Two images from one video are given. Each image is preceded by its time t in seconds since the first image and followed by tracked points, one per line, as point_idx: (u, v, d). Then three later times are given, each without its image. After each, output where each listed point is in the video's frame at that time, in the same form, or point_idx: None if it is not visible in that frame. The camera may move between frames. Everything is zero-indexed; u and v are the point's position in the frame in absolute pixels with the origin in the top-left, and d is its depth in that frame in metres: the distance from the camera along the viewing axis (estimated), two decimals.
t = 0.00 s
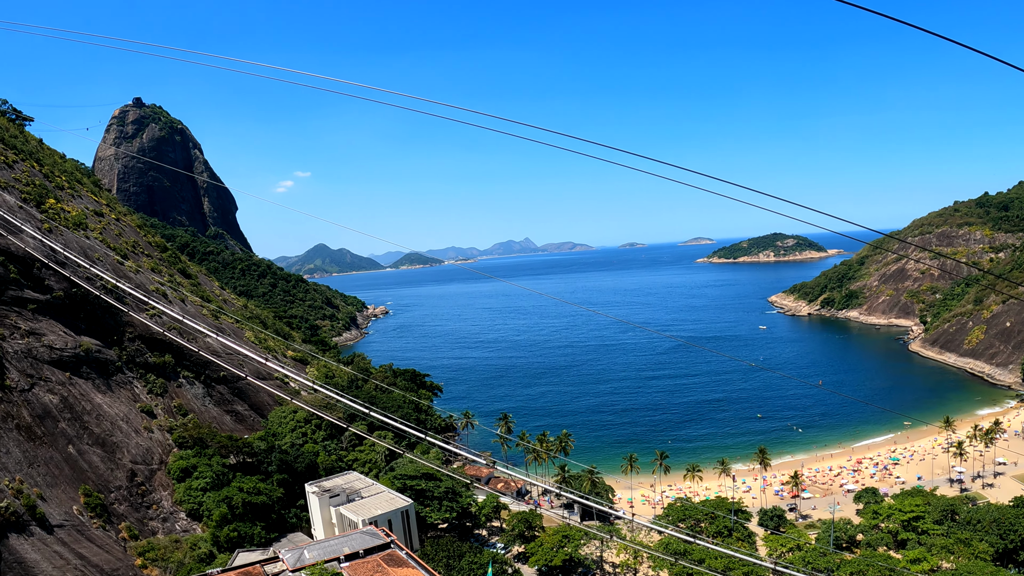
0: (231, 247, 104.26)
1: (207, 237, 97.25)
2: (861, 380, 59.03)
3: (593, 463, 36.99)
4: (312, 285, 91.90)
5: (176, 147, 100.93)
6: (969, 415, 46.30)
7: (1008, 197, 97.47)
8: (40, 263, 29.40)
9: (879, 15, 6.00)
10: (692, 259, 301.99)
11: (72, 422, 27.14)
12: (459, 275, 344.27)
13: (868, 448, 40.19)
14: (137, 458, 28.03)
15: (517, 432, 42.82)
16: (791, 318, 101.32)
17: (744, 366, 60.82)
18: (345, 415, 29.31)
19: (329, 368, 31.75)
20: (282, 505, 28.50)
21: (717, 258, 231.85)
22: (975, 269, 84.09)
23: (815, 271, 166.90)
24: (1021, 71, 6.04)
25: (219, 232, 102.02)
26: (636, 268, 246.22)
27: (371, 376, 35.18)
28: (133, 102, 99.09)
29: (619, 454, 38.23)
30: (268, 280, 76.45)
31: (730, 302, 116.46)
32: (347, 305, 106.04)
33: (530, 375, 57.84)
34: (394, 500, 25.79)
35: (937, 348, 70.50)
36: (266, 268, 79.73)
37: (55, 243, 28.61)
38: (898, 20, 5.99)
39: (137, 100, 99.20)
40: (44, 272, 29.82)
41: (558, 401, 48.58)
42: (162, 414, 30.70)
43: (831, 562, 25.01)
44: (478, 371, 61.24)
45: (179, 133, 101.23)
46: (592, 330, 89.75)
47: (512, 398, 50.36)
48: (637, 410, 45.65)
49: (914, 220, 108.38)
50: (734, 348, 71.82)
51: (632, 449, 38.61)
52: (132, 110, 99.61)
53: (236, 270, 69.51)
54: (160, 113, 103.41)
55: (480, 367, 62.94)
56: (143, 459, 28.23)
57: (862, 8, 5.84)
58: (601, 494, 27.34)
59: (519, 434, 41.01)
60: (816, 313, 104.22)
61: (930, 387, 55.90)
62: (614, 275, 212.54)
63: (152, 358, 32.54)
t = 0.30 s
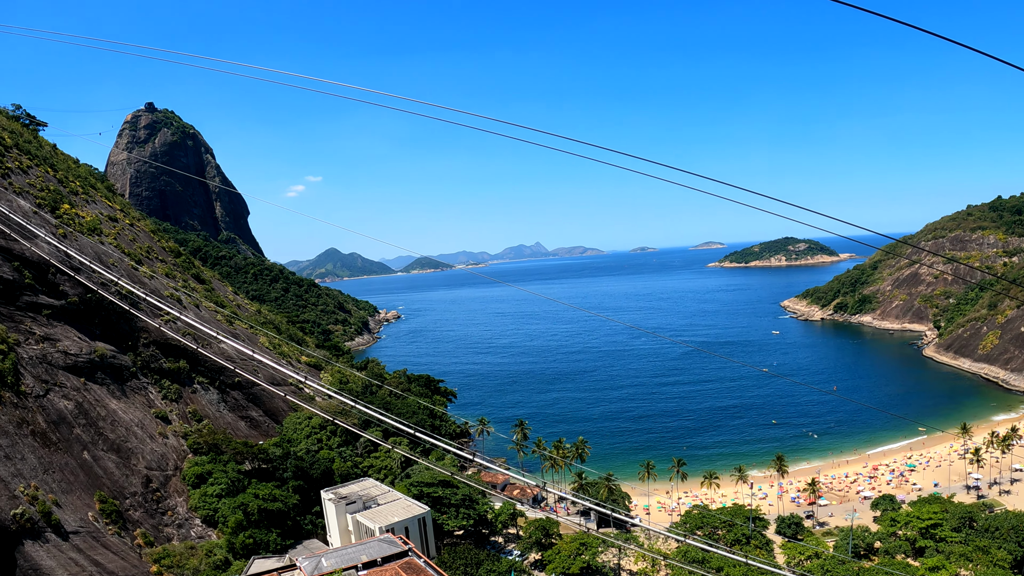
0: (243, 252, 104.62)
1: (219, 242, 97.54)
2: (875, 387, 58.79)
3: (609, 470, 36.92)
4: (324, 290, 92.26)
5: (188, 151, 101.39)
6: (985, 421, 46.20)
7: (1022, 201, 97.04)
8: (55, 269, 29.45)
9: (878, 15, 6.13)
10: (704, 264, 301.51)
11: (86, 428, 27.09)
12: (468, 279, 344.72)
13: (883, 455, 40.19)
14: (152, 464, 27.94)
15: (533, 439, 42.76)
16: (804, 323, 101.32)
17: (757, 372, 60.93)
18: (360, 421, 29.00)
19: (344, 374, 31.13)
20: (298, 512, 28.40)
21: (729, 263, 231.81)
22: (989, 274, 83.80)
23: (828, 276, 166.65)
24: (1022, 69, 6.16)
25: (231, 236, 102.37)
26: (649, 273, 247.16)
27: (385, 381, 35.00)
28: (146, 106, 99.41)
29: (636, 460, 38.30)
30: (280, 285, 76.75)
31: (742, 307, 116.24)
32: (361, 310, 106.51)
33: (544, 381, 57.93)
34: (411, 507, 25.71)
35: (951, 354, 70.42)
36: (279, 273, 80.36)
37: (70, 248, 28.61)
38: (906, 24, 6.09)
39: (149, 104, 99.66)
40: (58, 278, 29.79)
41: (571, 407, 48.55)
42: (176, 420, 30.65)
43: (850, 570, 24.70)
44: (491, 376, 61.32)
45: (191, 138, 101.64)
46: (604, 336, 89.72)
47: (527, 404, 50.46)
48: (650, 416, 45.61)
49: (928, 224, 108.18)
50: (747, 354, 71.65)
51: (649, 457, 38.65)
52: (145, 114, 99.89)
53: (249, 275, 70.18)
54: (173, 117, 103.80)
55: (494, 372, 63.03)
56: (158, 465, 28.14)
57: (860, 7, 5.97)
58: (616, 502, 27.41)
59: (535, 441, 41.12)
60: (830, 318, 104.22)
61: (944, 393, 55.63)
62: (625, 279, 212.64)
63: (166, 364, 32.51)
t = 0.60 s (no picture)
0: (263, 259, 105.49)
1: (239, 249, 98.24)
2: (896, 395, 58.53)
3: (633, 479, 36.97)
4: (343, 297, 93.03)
5: (207, 159, 102.21)
6: (1008, 429, 45.95)
7: None
8: (76, 276, 29.57)
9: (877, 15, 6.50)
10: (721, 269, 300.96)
11: (108, 436, 27.05)
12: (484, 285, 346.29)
13: (906, 463, 40.05)
14: (173, 472, 27.89)
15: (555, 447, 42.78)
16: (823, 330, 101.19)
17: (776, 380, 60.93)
18: (381, 430, 28.75)
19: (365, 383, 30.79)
20: (319, 520, 28.35)
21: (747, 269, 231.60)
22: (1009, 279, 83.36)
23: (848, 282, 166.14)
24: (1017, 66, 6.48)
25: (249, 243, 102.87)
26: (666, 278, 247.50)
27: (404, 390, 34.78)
28: (166, 114, 100.28)
29: (660, 469, 38.39)
30: (301, 291, 77.23)
31: (760, 314, 116.03)
32: (380, 317, 107.17)
33: (564, 389, 57.98)
34: (434, 517, 25.59)
35: (972, 360, 70.10)
36: (298, 281, 79.86)
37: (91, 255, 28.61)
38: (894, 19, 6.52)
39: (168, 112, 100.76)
40: (79, 285, 29.88)
41: (592, 416, 48.55)
42: (197, 428, 30.65)
43: None
44: (511, 385, 61.19)
45: (210, 145, 102.45)
46: (621, 343, 89.79)
47: (549, 412, 50.53)
48: (670, 425, 45.65)
49: (948, 230, 107.92)
50: (766, 363, 71.41)
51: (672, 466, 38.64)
52: (164, 122, 100.81)
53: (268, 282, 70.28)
54: (191, 125, 104.74)
55: (514, 379, 63.33)
56: (179, 473, 28.09)
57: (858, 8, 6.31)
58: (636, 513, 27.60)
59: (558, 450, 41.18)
60: (849, 324, 104.12)
61: (968, 401, 55.17)
62: (641, 285, 213.08)
63: (188, 372, 32.57)
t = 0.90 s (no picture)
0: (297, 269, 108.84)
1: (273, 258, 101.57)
2: (935, 405, 58.25)
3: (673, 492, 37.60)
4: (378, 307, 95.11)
5: (242, 170, 106.61)
6: None
7: None
8: (115, 288, 30.00)
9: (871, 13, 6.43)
10: (752, 277, 298.15)
11: (147, 446, 27.20)
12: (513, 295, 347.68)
13: (946, 475, 40.10)
14: (211, 482, 27.94)
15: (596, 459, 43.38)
16: (860, 339, 100.79)
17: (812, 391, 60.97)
18: (419, 441, 28.97)
19: (401, 394, 30.82)
20: (357, 532, 28.26)
21: (781, 277, 230.63)
22: None
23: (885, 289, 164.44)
24: None
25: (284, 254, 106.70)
26: (699, 287, 246.82)
27: (440, 401, 35.05)
28: (200, 127, 105.25)
29: (704, 481, 39.04)
30: (337, 301, 78.76)
31: (794, 323, 115.51)
32: (414, 327, 109.47)
33: (601, 399, 58.91)
34: (473, 529, 25.39)
35: (1013, 368, 69.14)
36: (332, 290, 81.22)
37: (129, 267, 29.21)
38: (896, 19, 6.44)
39: (203, 125, 105.52)
40: (118, 296, 30.37)
41: (629, 428, 49.16)
42: (235, 438, 30.71)
43: None
44: (545, 396, 61.81)
45: (243, 157, 106.73)
46: (654, 354, 90.13)
47: (589, 424, 51.24)
48: (707, 438, 46.17)
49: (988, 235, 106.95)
50: (800, 372, 71.13)
51: (713, 479, 39.14)
52: (199, 134, 105.80)
53: (303, 291, 71.51)
54: (226, 137, 109.52)
55: (549, 390, 64.33)
56: (217, 483, 28.12)
57: (852, 7, 6.24)
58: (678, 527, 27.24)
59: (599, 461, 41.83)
60: (887, 333, 103.54)
61: (1010, 412, 54.78)
62: (673, 294, 212.96)
63: (226, 383, 32.71)
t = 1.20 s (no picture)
0: (332, 274, 117.37)
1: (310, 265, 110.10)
2: (979, 411, 58.83)
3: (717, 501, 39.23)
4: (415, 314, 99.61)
5: (279, 178, 116.72)
6: None
7: None
8: (157, 297, 30.64)
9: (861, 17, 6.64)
10: (790, 282, 298.03)
11: (188, 454, 27.41)
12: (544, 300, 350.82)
13: (991, 484, 41.76)
14: (252, 491, 27.97)
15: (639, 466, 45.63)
16: (900, 343, 100.78)
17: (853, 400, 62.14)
18: (459, 450, 29.13)
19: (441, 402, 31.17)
20: (399, 541, 28.24)
21: (820, 281, 230.54)
22: None
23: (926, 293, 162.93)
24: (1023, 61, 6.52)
25: (321, 261, 115.30)
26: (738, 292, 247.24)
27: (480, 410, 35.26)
28: (238, 138, 115.66)
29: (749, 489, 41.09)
30: (373, 309, 84.06)
31: (833, 328, 115.40)
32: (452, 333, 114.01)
33: (634, 405, 62.04)
34: (515, 539, 25.20)
35: None
36: (370, 298, 87.69)
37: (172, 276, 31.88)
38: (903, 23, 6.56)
39: (241, 136, 115.10)
40: (160, 306, 30.83)
41: (670, 436, 51.51)
42: (276, 446, 30.77)
43: None
44: (583, 400, 65.71)
45: (279, 166, 116.68)
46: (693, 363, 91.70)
47: (635, 430, 53.64)
48: (746, 446, 48.25)
49: None
50: (839, 378, 71.10)
51: (758, 487, 41.13)
52: (237, 145, 116.30)
53: (340, 299, 78.45)
54: (262, 147, 120.51)
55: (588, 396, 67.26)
56: (258, 492, 28.14)
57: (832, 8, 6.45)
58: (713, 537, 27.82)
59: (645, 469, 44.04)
60: (927, 337, 102.81)
61: None
62: (711, 300, 214.47)
63: (266, 391, 32.85)
